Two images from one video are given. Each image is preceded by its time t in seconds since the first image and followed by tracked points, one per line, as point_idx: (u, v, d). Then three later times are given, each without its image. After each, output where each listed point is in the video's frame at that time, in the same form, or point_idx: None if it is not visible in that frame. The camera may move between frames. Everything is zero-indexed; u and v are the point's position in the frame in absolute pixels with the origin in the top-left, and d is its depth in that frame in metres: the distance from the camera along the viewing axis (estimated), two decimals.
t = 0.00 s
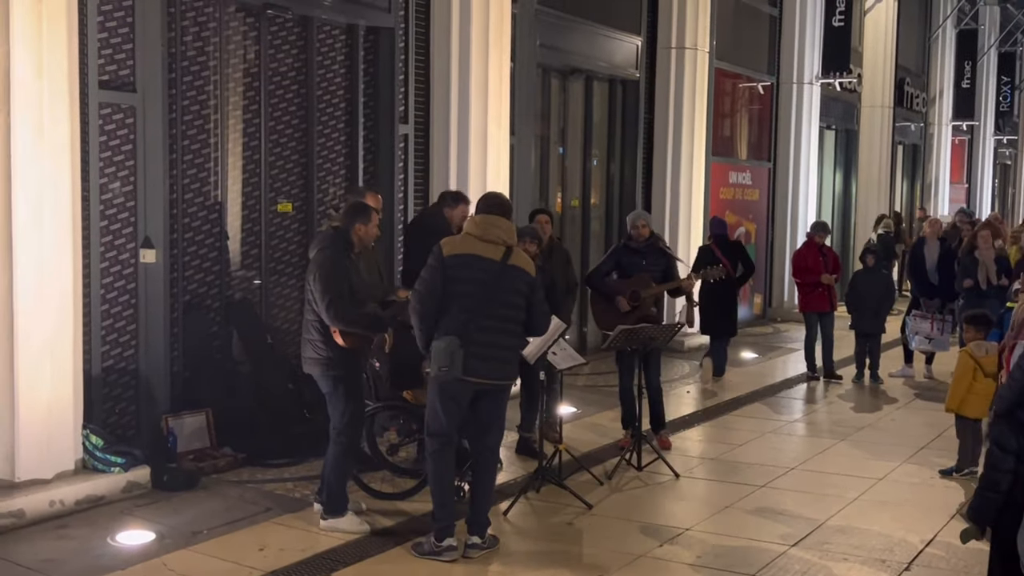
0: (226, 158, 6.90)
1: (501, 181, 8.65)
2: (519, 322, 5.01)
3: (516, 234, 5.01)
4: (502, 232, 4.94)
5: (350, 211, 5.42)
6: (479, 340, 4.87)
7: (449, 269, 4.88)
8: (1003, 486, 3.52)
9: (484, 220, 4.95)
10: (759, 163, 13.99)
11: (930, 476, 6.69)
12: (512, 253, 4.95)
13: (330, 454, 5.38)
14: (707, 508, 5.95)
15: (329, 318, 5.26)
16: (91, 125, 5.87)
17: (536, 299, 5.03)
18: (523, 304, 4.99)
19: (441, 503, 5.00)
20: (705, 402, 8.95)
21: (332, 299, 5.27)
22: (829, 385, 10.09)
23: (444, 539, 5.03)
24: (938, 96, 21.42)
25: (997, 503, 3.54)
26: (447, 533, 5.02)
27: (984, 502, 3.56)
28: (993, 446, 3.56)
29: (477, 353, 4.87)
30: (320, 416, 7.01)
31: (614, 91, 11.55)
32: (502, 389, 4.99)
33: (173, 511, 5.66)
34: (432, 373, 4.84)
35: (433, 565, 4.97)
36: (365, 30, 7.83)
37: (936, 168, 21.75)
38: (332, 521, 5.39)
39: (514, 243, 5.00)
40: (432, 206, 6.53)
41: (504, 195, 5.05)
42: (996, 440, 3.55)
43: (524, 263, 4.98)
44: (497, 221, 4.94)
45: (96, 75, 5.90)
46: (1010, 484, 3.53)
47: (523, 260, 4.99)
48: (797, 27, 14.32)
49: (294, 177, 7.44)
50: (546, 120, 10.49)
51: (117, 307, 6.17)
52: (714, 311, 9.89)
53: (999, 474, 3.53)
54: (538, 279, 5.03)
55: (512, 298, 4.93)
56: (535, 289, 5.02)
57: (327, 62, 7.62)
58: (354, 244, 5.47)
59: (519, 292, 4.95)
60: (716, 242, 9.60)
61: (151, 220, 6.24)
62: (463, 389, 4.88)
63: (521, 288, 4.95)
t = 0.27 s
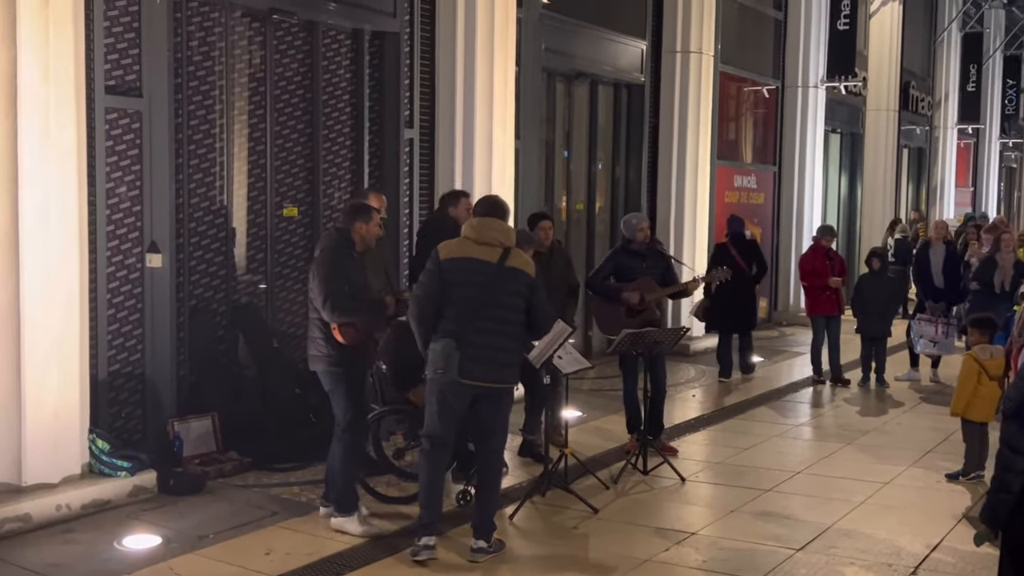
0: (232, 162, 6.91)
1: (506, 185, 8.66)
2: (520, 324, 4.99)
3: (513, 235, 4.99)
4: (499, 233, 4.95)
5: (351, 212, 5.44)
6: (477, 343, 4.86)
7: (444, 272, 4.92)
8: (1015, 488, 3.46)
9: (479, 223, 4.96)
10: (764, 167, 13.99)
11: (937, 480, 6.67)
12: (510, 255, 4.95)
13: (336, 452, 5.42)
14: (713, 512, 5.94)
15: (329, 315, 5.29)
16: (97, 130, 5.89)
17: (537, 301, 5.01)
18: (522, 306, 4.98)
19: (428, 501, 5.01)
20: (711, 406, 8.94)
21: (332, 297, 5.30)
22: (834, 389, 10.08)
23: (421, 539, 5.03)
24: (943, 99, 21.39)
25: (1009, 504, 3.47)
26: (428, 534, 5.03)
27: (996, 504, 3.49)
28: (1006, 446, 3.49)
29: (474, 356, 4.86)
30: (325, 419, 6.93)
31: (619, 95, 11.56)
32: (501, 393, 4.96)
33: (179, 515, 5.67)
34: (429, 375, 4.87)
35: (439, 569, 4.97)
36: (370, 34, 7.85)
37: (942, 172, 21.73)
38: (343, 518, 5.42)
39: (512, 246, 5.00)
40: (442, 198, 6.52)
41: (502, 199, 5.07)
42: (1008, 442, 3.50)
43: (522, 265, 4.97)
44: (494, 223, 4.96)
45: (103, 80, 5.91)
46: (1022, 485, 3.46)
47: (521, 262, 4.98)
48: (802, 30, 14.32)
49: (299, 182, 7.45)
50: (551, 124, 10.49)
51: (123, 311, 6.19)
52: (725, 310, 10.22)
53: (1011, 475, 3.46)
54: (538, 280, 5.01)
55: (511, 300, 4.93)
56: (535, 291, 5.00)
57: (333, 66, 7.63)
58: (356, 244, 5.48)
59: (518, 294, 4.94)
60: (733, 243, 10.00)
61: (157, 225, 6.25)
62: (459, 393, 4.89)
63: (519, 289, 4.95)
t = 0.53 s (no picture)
0: (237, 166, 6.93)
1: (511, 187, 8.66)
2: (508, 327, 4.94)
3: (498, 237, 4.96)
4: (482, 236, 4.91)
5: (355, 214, 5.46)
6: (462, 347, 4.84)
7: (428, 278, 4.93)
8: (1009, 491, 3.54)
9: (464, 228, 4.95)
10: (769, 169, 13.98)
11: (943, 482, 6.67)
12: (493, 258, 4.91)
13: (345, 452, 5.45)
14: (718, 515, 5.94)
15: (333, 317, 5.30)
16: (102, 134, 5.90)
17: (525, 302, 4.93)
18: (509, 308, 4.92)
19: (425, 507, 4.96)
20: (716, 409, 8.93)
21: (337, 299, 5.31)
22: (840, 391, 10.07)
23: (414, 547, 4.97)
24: (948, 101, 21.37)
25: (1004, 507, 3.55)
26: (420, 542, 4.96)
27: (990, 507, 3.58)
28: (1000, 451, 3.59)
29: (458, 360, 4.84)
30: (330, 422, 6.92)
31: (624, 98, 11.56)
32: (493, 397, 4.90)
33: (184, 518, 5.67)
34: (416, 382, 4.87)
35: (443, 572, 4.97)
36: (374, 38, 7.86)
37: (947, 174, 21.72)
38: (349, 518, 5.47)
39: (498, 248, 4.95)
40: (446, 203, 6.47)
41: (488, 203, 5.04)
42: (1002, 445, 3.58)
43: (507, 267, 4.92)
44: (477, 226, 4.93)
45: (108, 84, 5.93)
46: (1016, 488, 3.54)
47: (506, 264, 4.93)
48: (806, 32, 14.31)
49: (304, 185, 7.47)
50: (556, 127, 10.50)
51: (128, 314, 6.20)
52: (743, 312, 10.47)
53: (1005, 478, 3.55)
54: (524, 281, 4.94)
55: (495, 303, 4.88)
56: (522, 293, 4.93)
57: (337, 69, 7.65)
58: (361, 245, 5.51)
59: (502, 297, 4.89)
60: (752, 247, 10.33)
61: (162, 229, 6.26)
62: (448, 398, 4.87)
63: (504, 292, 4.89)
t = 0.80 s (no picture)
0: (241, 169, 6.94)
1: (515, 189, 8.66)
2: (493, 330, 4.88)
3: (480, 240, 4.90)
4: (464, 238, 4.88)
5: (360, 215, 5.47)
6: (443, 350, 4.82)
7: (411, 282, 4.94)
8: (1006, 494, 3.59)
9: (446, 231, 4.92)
10: (773, 170, 13.97)
11: (948, 483, 6.66)
12: (474, 260, 4.86)
13: (346, 452, 5.35)
14: (723, 516, 5.93)
15: (341, 319, 5.29)
16: (107, 136, 5.91)
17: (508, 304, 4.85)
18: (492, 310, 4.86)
19: (425, 511, 4.93)
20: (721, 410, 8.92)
21: (344, 301, 5.30)
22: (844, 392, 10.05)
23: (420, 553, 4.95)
24: (953, 101, 21.35)
25: (1002, 509, 3.60)
26: (425, 548, 4.94)
27: (990, 510, 3.62)
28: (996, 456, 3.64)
29: (439, 363, 4.83)
30: (334, 424, 6.87)
31: (628, 99, 11.56)
32: (481, 398, 4.87)
33: (189, 520, 5.68)
34: (399, 386, 4.90)
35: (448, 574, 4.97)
36: (378, 40, 7.87)
37: (952, 175, 21.68)
38: (340, 522, 5.43)
39: (481, 250, 4.90)
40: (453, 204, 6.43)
41: (475, 204, 4.99)
42: (998, 450, 3.63)
43: (489, 269, 4.86)
44: (459, 229, 4.90)
45: (113, 87, 5.94)
46: (1014, 491, 3.59)
47: (488, 266, 4.86)
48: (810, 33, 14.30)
49: (308, 187, 7.48)
50: (560, 129, 10.50)
51: (133, 316, 6.21)
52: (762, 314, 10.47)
53: (1003, 482, 3.59)
54: (506, 283, 4.86)
55: (477, 305, 4.83)
56: (505, 295, 4.85)
57: (341, 71, 7.66)
58: (366, 247, 5.49)
59: (483, 299, 4.83)
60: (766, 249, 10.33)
61: (167, 231, 6.27)
62: (435, 402, 4.87)
63: (485, 294, 4.83)
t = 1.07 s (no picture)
0: (246, 170, 6.95)
1: (519, 189, 8.67)
2: (478, 331, 4.84)
3: (465, 240, 4.87)
4: (446, 239, 4.87)
5: (362, 218, 5.48)
6: (428, 352, 4.83)
7: (399, 283, 4.96)
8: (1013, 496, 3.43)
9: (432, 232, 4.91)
10: (777, 171, 13.97)
11: (954, 483, 6.64)
12: (458, 261, 4.84)
13: (348, 455, 5.34)
14: (728, 517, 5.92)
15: (352, 324, 5.30)
16: (112, 138, 5.92)
17: (492, 304, 4.80)
18: (476, 311, 4.81)
19: (428, 515, 4.92)
20: (726, 411, 8.91)
21: (354, 306, 5.32)
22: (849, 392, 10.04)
23: (424, 555, 4.94)
24: (958, 101, 21.32)
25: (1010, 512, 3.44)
26: (429, 549, 4.92)
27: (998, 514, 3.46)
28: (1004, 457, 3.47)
29: (424, 365, 4.84)
30: (339, 425, 6.91)
31: (632, 100, 11.57)
32: (472, 399, 4.85)
33: (195, 521, 5.68)
34: (390, 389, 4.95)
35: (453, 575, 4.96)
36: (383, 41, 7.88)
37: (957, 175, 21.66)
38: (342, 526, 5.42)
39: (466, 251, 4.87)
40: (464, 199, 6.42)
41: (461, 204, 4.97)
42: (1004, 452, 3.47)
43: (472, 269, 4.82)
44: (442, 230, 4.89)
45: (117, 89, 5.95)
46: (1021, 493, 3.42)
47: (471, 266, 4.83)
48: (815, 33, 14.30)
49: (313, 188, 7.48)
50: (564, 129, 10.50)
51: (138, 318, 6.22)
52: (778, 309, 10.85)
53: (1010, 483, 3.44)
54: (490, 283, 4.80)
55: (459, 307, 4.80)
56: (488, 295, 4.80)
57: (346, 72, 7.66)
58: (368, 249, 5.49)
59: (466, 300, 4.80)
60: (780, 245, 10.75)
61: (172, 232, 6.28)
62: (426, 403, 4.90)
63: (468, 294, 4.80)
